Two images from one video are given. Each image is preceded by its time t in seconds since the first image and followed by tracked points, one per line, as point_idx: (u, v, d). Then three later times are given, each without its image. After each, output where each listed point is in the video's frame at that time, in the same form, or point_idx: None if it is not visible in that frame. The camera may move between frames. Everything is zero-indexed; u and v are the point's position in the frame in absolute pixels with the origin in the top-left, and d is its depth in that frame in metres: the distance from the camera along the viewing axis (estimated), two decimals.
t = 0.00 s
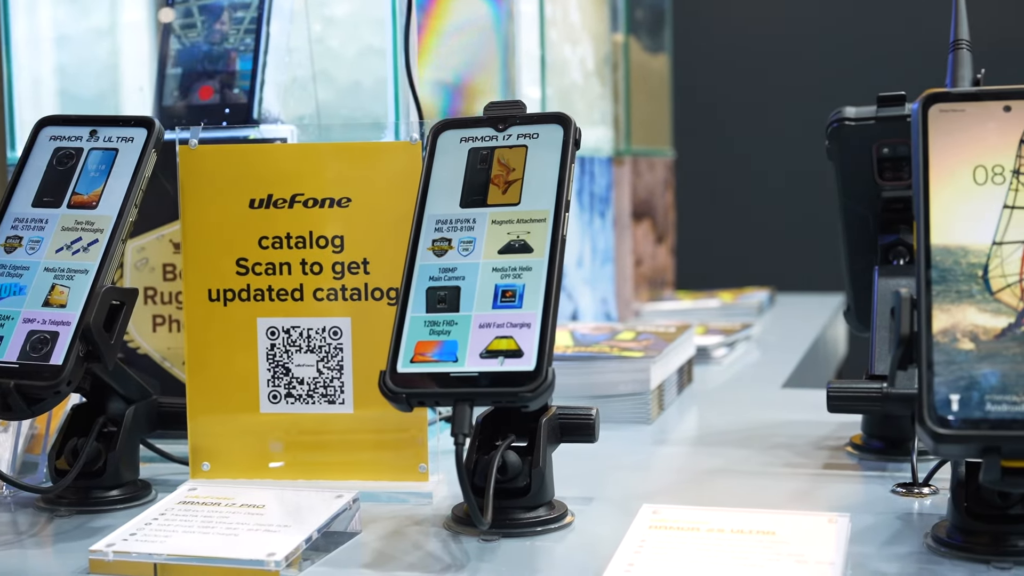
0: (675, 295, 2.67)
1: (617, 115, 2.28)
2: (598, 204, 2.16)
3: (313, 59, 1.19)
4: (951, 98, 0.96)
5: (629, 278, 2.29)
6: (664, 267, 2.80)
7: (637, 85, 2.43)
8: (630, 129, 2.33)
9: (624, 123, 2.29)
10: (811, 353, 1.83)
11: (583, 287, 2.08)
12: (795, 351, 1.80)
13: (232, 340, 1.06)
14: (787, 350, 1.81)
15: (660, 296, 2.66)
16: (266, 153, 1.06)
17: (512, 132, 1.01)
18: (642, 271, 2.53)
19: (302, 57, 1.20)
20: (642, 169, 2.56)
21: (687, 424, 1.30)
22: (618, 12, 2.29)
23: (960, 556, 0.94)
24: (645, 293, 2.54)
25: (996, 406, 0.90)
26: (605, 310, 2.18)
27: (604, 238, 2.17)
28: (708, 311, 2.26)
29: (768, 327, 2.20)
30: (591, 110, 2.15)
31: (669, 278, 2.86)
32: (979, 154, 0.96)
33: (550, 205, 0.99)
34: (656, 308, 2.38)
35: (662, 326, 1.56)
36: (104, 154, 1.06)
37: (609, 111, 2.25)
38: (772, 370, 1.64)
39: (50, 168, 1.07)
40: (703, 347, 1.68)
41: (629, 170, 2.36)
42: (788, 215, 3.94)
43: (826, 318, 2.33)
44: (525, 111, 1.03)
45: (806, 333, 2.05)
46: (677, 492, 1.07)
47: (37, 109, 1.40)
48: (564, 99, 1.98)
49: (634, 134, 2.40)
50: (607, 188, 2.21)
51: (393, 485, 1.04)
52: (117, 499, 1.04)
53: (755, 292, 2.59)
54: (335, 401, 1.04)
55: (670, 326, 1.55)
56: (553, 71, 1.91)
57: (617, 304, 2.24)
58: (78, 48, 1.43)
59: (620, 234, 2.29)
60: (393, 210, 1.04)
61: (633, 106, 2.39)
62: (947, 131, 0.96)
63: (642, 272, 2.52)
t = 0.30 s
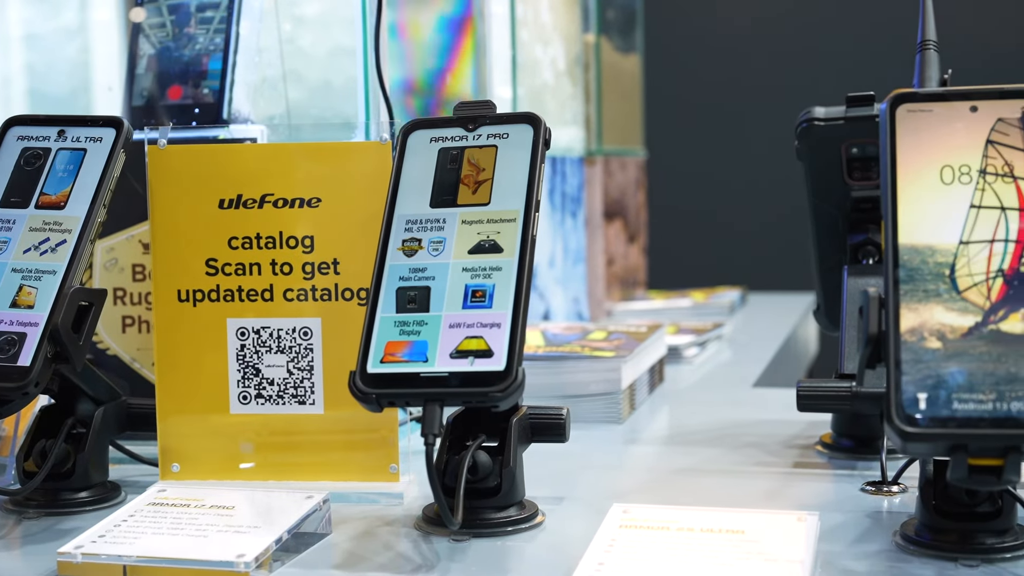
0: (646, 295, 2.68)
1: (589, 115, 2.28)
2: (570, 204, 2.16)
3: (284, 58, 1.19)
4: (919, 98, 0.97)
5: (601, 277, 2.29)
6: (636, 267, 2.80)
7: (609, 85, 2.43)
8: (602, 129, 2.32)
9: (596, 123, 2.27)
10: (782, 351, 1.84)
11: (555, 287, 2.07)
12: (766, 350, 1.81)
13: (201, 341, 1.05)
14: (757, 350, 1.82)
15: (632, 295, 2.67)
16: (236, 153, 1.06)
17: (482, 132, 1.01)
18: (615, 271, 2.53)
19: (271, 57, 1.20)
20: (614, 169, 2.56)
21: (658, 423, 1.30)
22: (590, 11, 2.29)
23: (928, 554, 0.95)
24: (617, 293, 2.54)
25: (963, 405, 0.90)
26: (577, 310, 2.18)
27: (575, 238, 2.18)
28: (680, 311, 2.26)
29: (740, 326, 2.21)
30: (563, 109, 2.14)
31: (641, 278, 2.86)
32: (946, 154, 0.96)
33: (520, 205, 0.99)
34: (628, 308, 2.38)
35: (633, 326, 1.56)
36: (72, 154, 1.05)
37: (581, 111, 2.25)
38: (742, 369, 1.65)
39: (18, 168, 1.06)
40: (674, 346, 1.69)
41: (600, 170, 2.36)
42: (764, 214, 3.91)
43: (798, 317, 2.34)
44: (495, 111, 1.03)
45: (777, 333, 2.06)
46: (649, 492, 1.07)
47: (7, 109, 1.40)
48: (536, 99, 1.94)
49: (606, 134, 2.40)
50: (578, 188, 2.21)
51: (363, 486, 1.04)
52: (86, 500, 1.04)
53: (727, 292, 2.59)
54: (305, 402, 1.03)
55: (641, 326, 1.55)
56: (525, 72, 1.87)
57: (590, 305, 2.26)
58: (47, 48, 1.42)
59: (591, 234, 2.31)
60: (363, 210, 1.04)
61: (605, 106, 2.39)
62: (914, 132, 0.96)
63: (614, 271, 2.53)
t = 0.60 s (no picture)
0: (617, 295, 2.69)
1: (559, 115, 2.27)
2: (540, 204, 2.16)
3: (253, 59, 1.21)
4: (885, 98, 0.97)
5: (571, 277, 2.29)
6: (606, 267, 2.81)
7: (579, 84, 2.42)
8: (573, 129, 2.31)
9: (566, 123, 2.27)
10: (750, 351, 1.84)
11: (526, 287, 2.15)
12: (735, 349, 1.81)
13: (170, 342, 1.05)
14: (727, 349, 1.82)
15: (602, 295, 2.67)
16: (204, 153, 1.05)
17: (451, 132, 1.01)
18: (586, 271, 2.54)
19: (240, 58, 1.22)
20: (585, 168, 2.57)
21: (628, 422, 1.30)
22: (560, 11, 2.26)
23: (895, 552, 0.95)
24: (588, 293, 2.54)
25: (929, 403, 0.91)
26: (548, 310, 2.19)
27: (547, 238, 2.18)
28: (649, 310, 2.27)
29: (710, 326, 2.22)
30: (533, 110, 2.16)
31: (612, 278, 2.87)
32: (912, 154, 0.97)
33: (489, 205, 0.99)
34: (599, 308, 2.39)
35: (602, 326, 1.56)
36: (39, 154, 1.04)
37: (551, 112, 2.25)
38: (711, 369, 1.65)
39: None
40: (644, 346, 1.69)
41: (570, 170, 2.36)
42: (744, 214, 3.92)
43: (769, 316, 2.35)
44: (464, 111, 1.03)
45: (746, 332, 2.07)
46: (618, 491, 1.07)
47: None
48: (505, 99, 2.00)
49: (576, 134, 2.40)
50: (549, 188, 2.21)
51: (333, 487, 1.04)
52: (54, 503, 1.03)
53: (696, 292, 2.60)
54: (274, 402, 1.03)
55: (610, 326, 1.55)
56: (493, 72, 1.92)
57: (561, 305, 2.23)
58: (12, 48, 1.41)
59: (562, 234, 2.23)
60: (332, 210, 1.04)
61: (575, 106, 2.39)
62: (881, 131, 0.97)
63: (585, 271, 2.54)
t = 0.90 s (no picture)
0: (587, 295, 2.69)
1: (528, 116, 2.25)
2: (510, 204, 2.17)
3: (220, 59, 1.20)
4: (850, 98, 0.98)
5: (542, 277, 2.28)
6: (576, 266, 2.82)
7: (548, 84, 2.42)
8: (542, 128, 2.29)
9: (535, 123, 2.26)
10: (720, 350, 1.85)
11: (495, 287, 2.12)
12: (704, 349, 1.82)
13: (137, 344, 1.05)
14: (696, 348, 1.83)
15: (572, 295, 2.68)
16: (171, 153, 1.05)
17: (418, 132, 1.01)
18: (555, 271, 2.54)
19: (207, 57, 1.21)
20: (554, 168, 2.57)
21: (598, 422, 1.30)
22: (528, 11, 2.27)
23: (861, 549, 0.95)
24: (558, 293, 2.55)
25: (894, 401, 0.91)
26: (518, 310, 2.19)
27: (515, 238, 2.18)
28: (619, 310, 2.28)
29: (679, 325, 2.23)
30: (502, 109, 2.15)
31: (582, 278, 2.88)
32: (876, 154, 0.97)
33: (457, 205, 0.99)
34: (568, 308, 2.39)
35: (572, 326, 1.56)
36: (3, 155, 1.04)
37: (521, 112, 2.24)
38: (681, 368, 1.65)
39: None
40: (614, 346, 1.69)
41: (540, 170, 2.35)
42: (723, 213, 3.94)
43: (739, 315, 2.36)
44: (431, 111, 1.03)
45: (716, 331, 2.08)
46: (587, 490, 1.07)
47: None
48: (475, 99, 2.03)
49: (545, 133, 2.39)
50: (518, 188, 2.22)
51: (302, 488, 1.03)
52: (20, 505, 1.02)
53: (665, 292, 2.59)
54: (241, 403, 1.03)
55: (579, 326, 1.55)
56: (464, 72, 2.01)
57: (530, 304, 2.23)
58: None
59: (531, 232, 2.27)
60: (299, 211, 1.04)
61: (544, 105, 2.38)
62: (846, 131, 0.97)
63: (554, 272, 2.54)
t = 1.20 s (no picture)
0: (557, 295, 2.70)
1: (498, 116, 2.24)
2: (480, 203, 2.18)
3: (188, 58, 1.23)
4: (817, 98, 0.98)
5: (511, 277, 2.29)
6: (546, 266, 2.83)
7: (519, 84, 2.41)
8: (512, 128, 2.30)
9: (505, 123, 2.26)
10: (689, 350, 1.85)
11: (466, 286, 2.13)
12: (673, 348, 1.82)
13: (103, 345, 1.04)
14: (665, 348, 1.83)
15: (543, 295, 2.69)
16: (138, 153, 1.05)
17: (385, 132, 1.01)
18: (526, 271, 2.54)
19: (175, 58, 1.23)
20: (524, 168, 2.57)
21: (567, 422, 1.30)
22: (499, 10, 2.25)
23: (828, 548, 0.96)
24: (529, 293, 2.55)
25: (860, 400, 0.92)
26: (487, 310, 2.20)
27: (485, 238, 2.20)
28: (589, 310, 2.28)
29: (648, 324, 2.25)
30: (472, 110, 2.13)
31: (552, 278, 2.89)
32: (842, 154, 0.97)
33: (424, 205, 0.99)
34: (539, 308, 2.39)
35: (542, 326, 1.56)
36: None
37: (490, 112, 2.21)
38: (651, 368, 1.66)
39: None
40: (584, 346, 1.69)
41: (510, 170, 2.35)
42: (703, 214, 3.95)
43: (708, 316, 2.37)
44: (398, 111, 1.03)
45: (687, 331, 2.09)
46: (557, 490, 1.07)
47: None
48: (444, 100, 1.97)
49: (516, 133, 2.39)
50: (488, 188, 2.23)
51: (270, 488, 1.03)
52: None
53: (635, 291, 2.62)
54: (209, 404, 1.03)
55: (549, 326, 1.55)
56: (432, 71, 1.89)
57: (501, 305, 2.25)
58: None
59: (501, 233, 2.28)
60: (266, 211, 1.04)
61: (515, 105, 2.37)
62: (812, 131, 0.98)
63: (525, 271, 2.55)
